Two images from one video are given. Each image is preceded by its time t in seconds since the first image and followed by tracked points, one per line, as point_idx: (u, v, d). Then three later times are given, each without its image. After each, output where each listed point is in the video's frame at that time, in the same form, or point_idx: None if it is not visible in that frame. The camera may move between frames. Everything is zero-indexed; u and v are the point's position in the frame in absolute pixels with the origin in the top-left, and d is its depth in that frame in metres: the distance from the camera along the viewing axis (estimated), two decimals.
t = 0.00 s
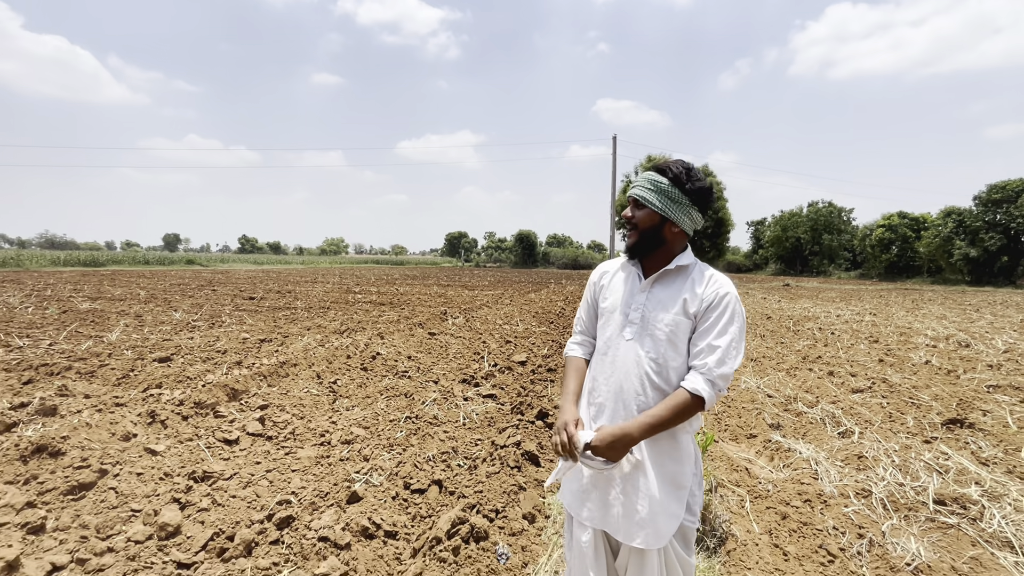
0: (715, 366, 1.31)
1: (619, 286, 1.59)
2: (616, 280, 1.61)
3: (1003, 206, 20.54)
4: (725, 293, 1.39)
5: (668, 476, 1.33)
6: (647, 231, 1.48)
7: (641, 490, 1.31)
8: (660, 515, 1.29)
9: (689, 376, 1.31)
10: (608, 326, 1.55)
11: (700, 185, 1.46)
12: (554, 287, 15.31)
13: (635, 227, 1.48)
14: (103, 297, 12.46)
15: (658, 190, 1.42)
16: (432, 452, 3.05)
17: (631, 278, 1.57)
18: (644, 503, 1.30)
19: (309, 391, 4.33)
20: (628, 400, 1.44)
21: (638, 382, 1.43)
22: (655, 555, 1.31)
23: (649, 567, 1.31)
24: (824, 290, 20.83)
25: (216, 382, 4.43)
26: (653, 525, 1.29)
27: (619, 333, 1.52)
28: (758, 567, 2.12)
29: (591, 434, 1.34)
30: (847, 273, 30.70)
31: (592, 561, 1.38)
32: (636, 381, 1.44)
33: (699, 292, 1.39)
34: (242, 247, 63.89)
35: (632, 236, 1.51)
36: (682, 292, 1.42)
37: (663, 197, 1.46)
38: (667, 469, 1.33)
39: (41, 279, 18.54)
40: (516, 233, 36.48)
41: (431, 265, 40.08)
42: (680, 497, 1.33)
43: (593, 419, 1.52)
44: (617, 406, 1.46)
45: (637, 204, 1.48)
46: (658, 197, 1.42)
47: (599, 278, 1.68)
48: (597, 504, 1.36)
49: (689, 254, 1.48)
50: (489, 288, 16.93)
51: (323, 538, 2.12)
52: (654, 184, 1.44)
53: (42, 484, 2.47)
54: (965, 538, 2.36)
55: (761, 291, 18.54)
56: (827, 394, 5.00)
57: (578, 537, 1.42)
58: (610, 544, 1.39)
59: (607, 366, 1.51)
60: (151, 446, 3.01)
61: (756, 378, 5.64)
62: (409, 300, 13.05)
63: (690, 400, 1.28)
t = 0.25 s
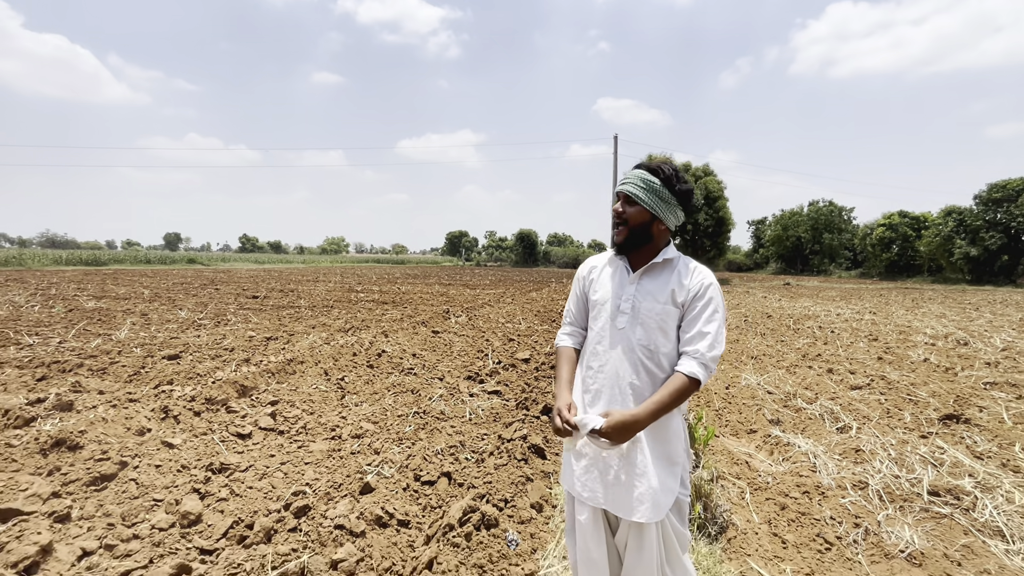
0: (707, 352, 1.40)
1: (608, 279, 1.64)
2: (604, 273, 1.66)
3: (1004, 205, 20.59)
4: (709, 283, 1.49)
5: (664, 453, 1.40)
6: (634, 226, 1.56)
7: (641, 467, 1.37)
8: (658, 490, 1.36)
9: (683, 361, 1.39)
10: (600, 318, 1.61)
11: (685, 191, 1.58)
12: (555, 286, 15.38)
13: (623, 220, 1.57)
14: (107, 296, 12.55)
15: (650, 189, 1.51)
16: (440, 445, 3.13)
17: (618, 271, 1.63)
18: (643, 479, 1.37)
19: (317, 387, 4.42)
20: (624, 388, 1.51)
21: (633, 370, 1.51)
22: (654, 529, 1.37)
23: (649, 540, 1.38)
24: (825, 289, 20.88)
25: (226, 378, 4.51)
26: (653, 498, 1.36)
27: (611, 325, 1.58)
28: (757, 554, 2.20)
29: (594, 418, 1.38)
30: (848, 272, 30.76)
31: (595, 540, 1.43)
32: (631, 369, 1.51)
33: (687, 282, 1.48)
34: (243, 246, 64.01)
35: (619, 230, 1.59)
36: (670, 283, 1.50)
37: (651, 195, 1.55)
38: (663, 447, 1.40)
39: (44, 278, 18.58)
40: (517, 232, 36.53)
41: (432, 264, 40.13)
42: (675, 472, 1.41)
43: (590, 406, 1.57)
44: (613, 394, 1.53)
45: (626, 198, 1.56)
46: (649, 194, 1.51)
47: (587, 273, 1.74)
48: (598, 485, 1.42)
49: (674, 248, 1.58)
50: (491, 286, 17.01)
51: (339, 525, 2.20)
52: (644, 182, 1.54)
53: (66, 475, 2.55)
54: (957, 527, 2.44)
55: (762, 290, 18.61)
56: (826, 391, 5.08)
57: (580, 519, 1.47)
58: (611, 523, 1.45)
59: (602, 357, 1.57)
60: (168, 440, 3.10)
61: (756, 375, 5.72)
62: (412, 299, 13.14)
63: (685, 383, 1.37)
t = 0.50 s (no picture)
0: (691, 342, 1.51)
1: (595, 278, 1.72)
2: (592, 271, 1.74)
3: (1005, 204, 20.63)
4: (689, 277, 1.60)
5: (655, 435, 1.49)
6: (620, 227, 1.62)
7: (635, 451, 1.46)
8: (650, 470, 1.46)
9: (669, 352, 1.50)
10: (590, 315, 1.69)
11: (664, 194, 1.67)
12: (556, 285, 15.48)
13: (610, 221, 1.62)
14: (112, 295, 12.64)
15: (634, 191, 1.59)
16: (446, 439, 3.23)
17: (604, 269, 1.71)
18: (637, 460, 1.46)
19: (324, 384, 4.52)
20: (615, 380, 1.61)
21: (623, 363, 1.60)
22: (648, 505, 1.47)
23: (644, 516, 1.47)
24: (826, 287, 20.93)
25: (235, 375, 4.61)
26: (647, 477, 1.45)
27: (601, 321, 1.66)
28: (752, 540, 2.30)
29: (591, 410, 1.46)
30: (848, 271, 30.83)
31: (594, 519, 1.52)
32: (621, 362, 1.60)
33: (669, 278, 1.57)
34: (244, 245, 64.14)
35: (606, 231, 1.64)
36: (654, 280, 1.59)
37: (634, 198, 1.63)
38: (654, 429, 1.49)
39: (48, 277, 18.66)
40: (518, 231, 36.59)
41: (433, 262, 40.20)
42: (665, 451, 1.51)
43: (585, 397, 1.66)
44: (605, 386, 1.63)
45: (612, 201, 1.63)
46: (634, 195, 1.58)
47: (574, 271, 1.81)
48: (595, 468, 1.50)
49: (656, 246, 1.67)
50: (492, 285, 17.11)
51: (352, 513, 2.29)
52: (628, 185, 1.62)
53: (86, 466, 2.65)
54: (945, 516, 2.54)
55: (762, 289, 18.70)
56: (823, 388, 5.18)
57: (579, 500, 1.56)
58: (608, 503, 1.54)
59: (594, 352, 1.66)
60: (182, 434, 3.20)
61: (754, 372, 5.82)
62: (414, 297, 13.24)
63: (673, 372, 1.47)
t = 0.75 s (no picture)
0: (675, 333, 1.64)
1: (585, 275, 1.83)
2: (582, 269, 1.85)
3: (1005, 202, 20.69)
4: (672, 272, 1.72)
5: (645, 416, 1.63)
6: (609, 229, 1.72)
7: (628, 430, 1.59)
8: (641, 447, 1.59)
9: (655, 343, 1.63)
10: (582, 311, 1.80)
11: (647, 198, 1.79)
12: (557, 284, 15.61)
13: (600, 224, 1.71)
14: (118, 293, 12.78)
15: (622, 195, 1.69)
16: (451, 430, 3.36)
17: (594, 267, 1.82)
18: (629, 438, 1.59)
19: (332, 379, 4.65)
20: (606, 369, 1.74)
21: (614, 354, 1.73)
22: (639, 478, 1.60)
23: (635, 488, 1.61)
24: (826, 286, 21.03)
25: (245, 370, 4.74)
26: (638, 453, 1.59)
27: (592, 316, 1.78)
28: (743, 523, 2.42)
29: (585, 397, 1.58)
30: (849, 269, 30.91)
31: (591, 494, 1.64)
32: (612, 353, 1.73)
33: (654, 275, 1.69)
34: (245, 244, 64.34)
35: (596, 233, 1.73)
36: (640, 277, 1.71)
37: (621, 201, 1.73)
38: (644, 410, 1.62)
39: (53, 275, 18.80)
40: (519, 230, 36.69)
41: (434, 261, 40.29)
42: (654, 430, 1.64)
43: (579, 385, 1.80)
44: (597, 375, 1.75)
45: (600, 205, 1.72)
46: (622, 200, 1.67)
47: (566, 269, 1.92)
48: (591, 447, 1.62)
49: (641, 244, 1.78)
50: (493, 284, 17.25)
51: (364, 498, 2.41)
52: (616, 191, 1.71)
53: (110, 455, 2.77)
54: (928, 502, 2.66)
55: (762, 288, 18.82)
56: (818, 383, 5.30)
57: (577, 476, 1.68)
58: (603, 478, 1.66)
59: (586, 344, 1.78)
60: (198, 425, 3.33)
61: (751, 368, 5.94)
62: (416, 296, 13.38)
63: (658, 361, 1.61)
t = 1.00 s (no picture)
0: (665, 327, 1.77)
1: (582, 274, 1.93)
2: (579, 268, 1.95)
3: (1006, 200, 20.76)
4: (663, 270, 1.83)
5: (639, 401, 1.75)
6: (603, 232, 1.83)
7: (624, 415, 1.71)
8: (636, 430, 1.71)
9: (648, 336, 1.75)
10: (579, 307, 1.91)
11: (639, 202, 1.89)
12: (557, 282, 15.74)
13: (595, 228, 1.82)
14: (123, 291, 12.90)
15: (616, 201, 1.79)
16: (457, 423, 3.49)
17: (590, 266, 1.92)
18: (625, 423, 1.71)
19: (339, 374, 4.78)
20: (602, 361, 1.86)
21: (609, 347, 1.85)
22: (635, 458, 1.73)
23: (631, 468, 1.73)
24: (826, 284, 21.13)
25: (254, 366, 4.86)
26: (633, 436, 1.71)
27: (589, 312, 1.89)
28: (736, 509, 2.54)
29: (583, 387, 1.69)
30: (850, 267, 31.00)
31: (590, 474, 1.77)
32: (608, 346, 1.85)
33: (646, 272, 1.81)
34: (247, 243, 64.58)
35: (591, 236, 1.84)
36: (634, 274, 1.83)
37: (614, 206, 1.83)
38: (639, 396, 1.74)
39: (57, 274, 18.93)
40: (520, 228, 36.77)
41: (435, 260, 40.38)
42: (649, 414, 1.77)
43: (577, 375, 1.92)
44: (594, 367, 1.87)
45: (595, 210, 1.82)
46: (615, 206, 1.77)
47: (565, 267, 2.01)
48: (591, 431, 1.74)
49: (634, 244, 1.89)
50: (494, 282, 17.36)
51: (375, 485, 2.54)
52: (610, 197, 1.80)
53: (131, 446, 2.90)
54: (915, 490, 2.78)
55: (762, 285, 18.92)
56: (814, 379, 5.42)
57: (577, 458, 1.80)
58: (602, 459, 1.78)
59: (584, 338, 1.89)
60: (213, 418, 3.45)
61: (749, 364, 6.06)
62: (418, 294, 13.51)
63: (650, 352, 1.73)
